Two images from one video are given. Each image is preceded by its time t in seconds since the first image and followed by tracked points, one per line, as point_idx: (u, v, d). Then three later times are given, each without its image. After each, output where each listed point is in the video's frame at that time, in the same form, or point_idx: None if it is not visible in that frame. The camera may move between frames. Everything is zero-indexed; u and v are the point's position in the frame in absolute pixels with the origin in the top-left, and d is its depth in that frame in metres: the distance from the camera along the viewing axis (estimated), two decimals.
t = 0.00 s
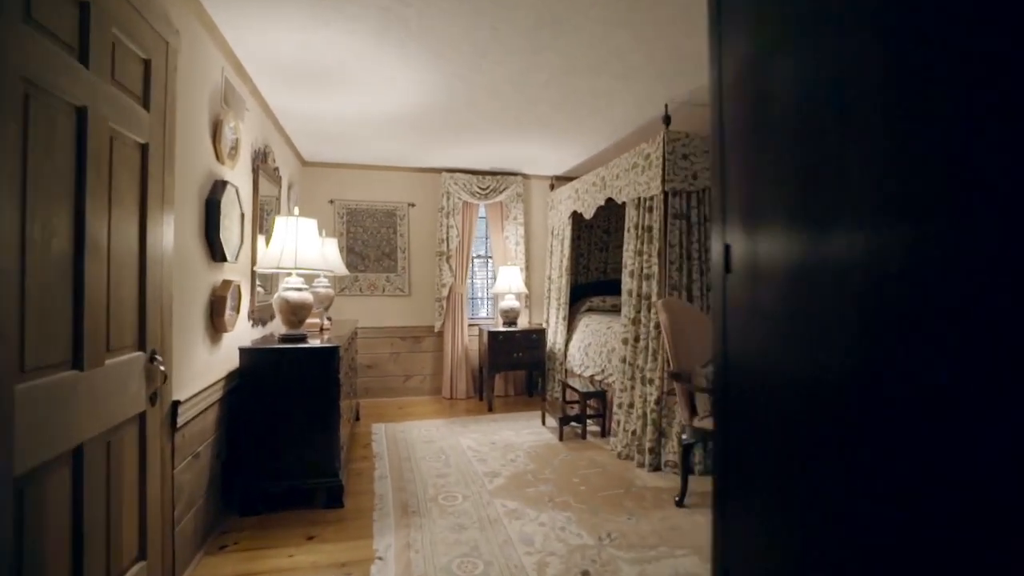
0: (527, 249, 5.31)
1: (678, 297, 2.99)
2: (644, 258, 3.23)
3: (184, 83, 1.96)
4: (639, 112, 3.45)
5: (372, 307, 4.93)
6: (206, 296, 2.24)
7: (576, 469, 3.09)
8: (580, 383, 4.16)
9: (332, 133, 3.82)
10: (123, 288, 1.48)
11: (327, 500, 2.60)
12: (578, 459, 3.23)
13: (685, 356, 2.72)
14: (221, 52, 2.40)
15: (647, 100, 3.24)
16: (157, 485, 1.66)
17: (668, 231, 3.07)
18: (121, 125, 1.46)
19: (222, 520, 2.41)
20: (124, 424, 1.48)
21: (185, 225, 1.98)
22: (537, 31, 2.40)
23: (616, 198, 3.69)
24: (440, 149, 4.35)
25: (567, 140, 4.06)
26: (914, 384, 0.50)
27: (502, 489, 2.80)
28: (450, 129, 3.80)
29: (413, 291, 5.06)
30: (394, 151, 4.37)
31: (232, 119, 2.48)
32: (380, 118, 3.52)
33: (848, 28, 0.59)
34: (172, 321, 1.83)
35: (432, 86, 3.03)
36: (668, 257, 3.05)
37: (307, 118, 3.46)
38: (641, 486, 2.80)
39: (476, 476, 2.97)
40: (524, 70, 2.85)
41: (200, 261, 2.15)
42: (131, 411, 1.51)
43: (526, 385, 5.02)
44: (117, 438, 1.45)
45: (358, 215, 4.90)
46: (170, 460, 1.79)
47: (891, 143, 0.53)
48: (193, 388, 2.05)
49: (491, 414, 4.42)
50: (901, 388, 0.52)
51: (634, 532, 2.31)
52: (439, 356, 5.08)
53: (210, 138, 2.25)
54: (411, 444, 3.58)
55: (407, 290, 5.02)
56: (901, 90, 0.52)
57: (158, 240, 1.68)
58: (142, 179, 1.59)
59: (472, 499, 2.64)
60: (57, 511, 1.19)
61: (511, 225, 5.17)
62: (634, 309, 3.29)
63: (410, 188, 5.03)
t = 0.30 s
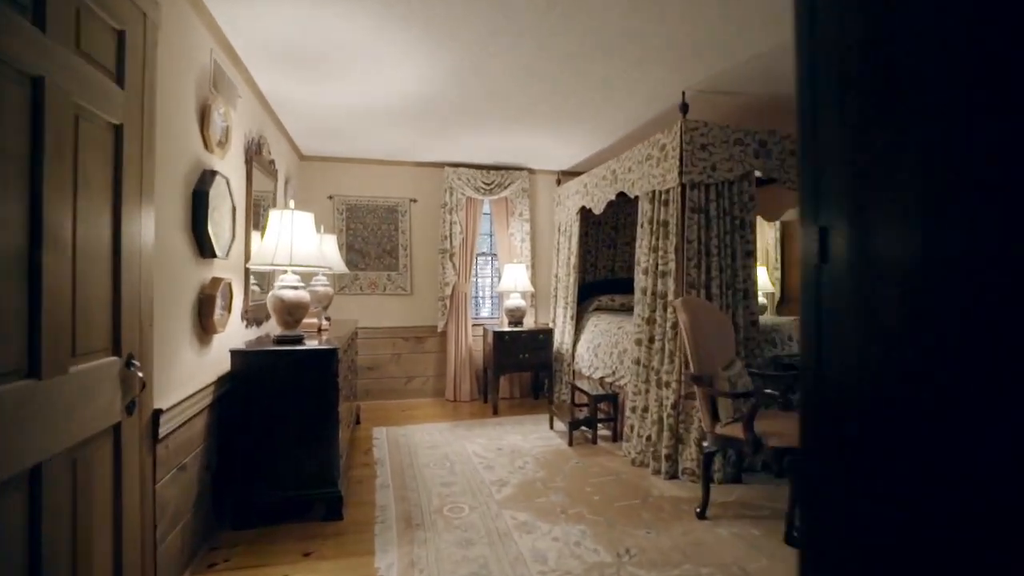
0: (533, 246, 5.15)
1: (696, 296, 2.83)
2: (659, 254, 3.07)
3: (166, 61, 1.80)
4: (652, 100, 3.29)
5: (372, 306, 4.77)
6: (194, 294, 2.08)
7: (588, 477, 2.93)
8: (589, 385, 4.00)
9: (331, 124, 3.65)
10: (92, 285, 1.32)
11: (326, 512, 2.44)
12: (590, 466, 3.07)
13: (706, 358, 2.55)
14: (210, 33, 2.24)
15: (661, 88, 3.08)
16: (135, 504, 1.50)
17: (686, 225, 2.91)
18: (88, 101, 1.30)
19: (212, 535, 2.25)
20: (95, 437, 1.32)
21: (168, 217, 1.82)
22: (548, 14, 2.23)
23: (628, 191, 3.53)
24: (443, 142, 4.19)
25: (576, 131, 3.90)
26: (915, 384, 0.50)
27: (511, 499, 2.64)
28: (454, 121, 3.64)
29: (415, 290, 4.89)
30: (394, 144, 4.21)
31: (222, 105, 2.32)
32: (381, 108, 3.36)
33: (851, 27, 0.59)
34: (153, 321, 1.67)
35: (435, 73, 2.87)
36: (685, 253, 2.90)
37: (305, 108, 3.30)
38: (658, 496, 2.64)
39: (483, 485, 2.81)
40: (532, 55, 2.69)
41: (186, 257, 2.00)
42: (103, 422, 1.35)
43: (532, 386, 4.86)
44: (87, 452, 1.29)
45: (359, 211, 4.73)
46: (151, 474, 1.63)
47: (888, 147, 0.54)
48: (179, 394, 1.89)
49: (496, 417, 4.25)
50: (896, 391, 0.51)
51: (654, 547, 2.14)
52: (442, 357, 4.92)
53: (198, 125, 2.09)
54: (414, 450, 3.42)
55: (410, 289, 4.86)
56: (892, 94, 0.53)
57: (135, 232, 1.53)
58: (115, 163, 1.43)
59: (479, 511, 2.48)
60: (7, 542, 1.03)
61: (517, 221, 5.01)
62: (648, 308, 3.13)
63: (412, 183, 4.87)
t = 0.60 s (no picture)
0: (537, 246, 4.96)
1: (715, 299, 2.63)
2: (675, 254, 2.87)
3: (135, 37, 1.60)
4: (667, 91, 3.09)
5: (370, 308, 4.58)
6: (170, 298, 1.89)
7: (599, 493, 2.74)
8: (597, 391, 3.82)
9: (324, 116, 3.46)
10: (35, 291, 1.13)
11: (315, 535, 2.25)
12: (601, 481, 2.87)
13: (729, 367, 2.35)
14: (190, 12, 2.04)
15: (677, 78, 2.88)
16: (89, 542, 1.30)
17: (704, 223, 2.71)
18: (31, 74, 1.10)
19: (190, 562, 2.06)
20: (36, 469, 1.12)
21: (138, 212, 1.63)
22: None
23: (639, 187, 3.34)
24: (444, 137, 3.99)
25: (583, 125, 3.70)
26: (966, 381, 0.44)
27: (517, 519, 2.45)
28: (455, 113, 3.45)
29: (414, 291, 4.70)
30: (392, 138, 4.01)
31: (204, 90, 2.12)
32: (378, 99, 3.17)
33: None
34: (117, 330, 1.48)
35: (436, 61, 2.68)
36: (704, 252, 2.70)
37: (297, 98, 3.10)
38: (676, 515, 2.45)
39: (486, 502, 2.62)
40: (539, 42, 2.49)
41: (160, 257, 1.81)
42: (47, 451, 1.15)
43: (536, 392, 4.67)
44: (26, 488, 1.09)
45: (355, 209, 4.54)
46: (112, 504, 1.44)
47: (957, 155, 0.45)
48: (151, 410, 1.70)
49: (499, 425, 4.06)
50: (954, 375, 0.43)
51: None
52: (443, 361, 4.73)
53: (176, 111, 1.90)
54: (413, 462, 3.22)
55: (409, 290, 4.67)
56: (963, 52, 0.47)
57: (94, 229, 1.33)
58: (68, 148, 1.24)
59: (483, 533, 2.29)
60: None
61: (520, 220, 4.82)
62: (662, 311, 2.93)
63: (411, 179, 4.67)
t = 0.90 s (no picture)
0: (539, 250, 4.80)
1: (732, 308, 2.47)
2: (688, 259, 2.71)
3: (92, 16, 1.42)
4: (678, 87, 2.93)
5: (366, 315, 4.41)
6: (139, 308, 1.71)
7: (608, 515, 2.56)
8: (602, 403, 3.65)
9: (318, 114, 3.30)
10: None
11: (300, 566, 2.06)
12: (609, 502, 2.69)
13: (751, 383, 2.17)
14: None
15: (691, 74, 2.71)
16: None
17: (720, 226, 2.55)
18: None
19: None
20: None
21: (96, 213, 1.45)
22: None
23: (648, 189, 3.18)
24: (443, 136, 3.83)
25: (589, 124, 3.54)
26: None
27: (521, 545, 2.27)
28: (456, 111, 3.28)
29: (412, 297, 4.53)
30: (389, 137, 3.85)
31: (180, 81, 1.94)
32: (373, 95, 3.00)
33: None
34: (66, 347, 1.29)
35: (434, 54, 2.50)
36: (719, 258, 2.54)
37: (288, 93, 2.94)
38: (692, 542, 2.27)
39: (487, 526, 2.44)
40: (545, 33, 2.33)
41: (127, 263, 1.64)
42: None
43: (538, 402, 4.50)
44: None
45: (351, 211, 4.37)
46: (61, 548, 1.26)
47: None
48: (112, 435, 1.52)
49: (500, 437, 3.88)
50: None
51: None
52: (441, 369, 4.55)
53: (145, 102, 1.72)
54: (409, 479, 3.04)
55: (406, 296, 4.50)
56: None
57: (36, 232, 1.15)
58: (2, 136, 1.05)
59: (484, 563, 2.11)
60: None
61: (522, 223, 4.66)
62: (674, 320, 2.77)
63: (409, 181, 4.51)
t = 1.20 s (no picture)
0: (543, 247, 4.63)
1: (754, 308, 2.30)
2: (705, 256, 2.55)
3: None
4: (693, 74, 2.76)
5: (363, 314, 4.25)
6: (106, 309, 1.54)
7: (620, 529, 2.39)
8: (610, 407, 3.50)
9: (311, 103, 3.13)
10: None
11: None
12: (621, 514, 2.53)
13: (779, 390, 2.00)
14: None
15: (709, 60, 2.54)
16: None
17: (740, 220, 2.38)
18: None
19: None
20: None
21: (48, 200, 1.27)
22: None
23: (660, 182, 3.02)
24: (443, 127, 3.66)
25: (597, 114, 3.37)
26: None
27: (528, 563, 2.10)
28: (457, 100, 3.11)
29: (411, 296, 4.37)
30: (387, 128, 3.68)
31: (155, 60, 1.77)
32: (369, 82, 2.83)
33: None
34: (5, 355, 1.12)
35: (434, 35, 2.33)
36: (739, 255, 2.38)
37: (279, 80, 2.77)
38: (713, 561, 2.10)
39: (491, 541, 2.28)
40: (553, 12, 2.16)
41: (90, 259, 1.46)
42: None
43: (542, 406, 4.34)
44: None
45: (347, 207, 4.21)
46: None
47: None
48: (68, 452, 1.35)
49: (503, 443, 3.72)
50: None
51: None
52: (442, 371, 4.39)
53: (113, 79, 1.55)
54: (408, 488, 2.88)
55: (405, 295, 4.33)
56: None
57: None
58: None
59: None
60: None
61: (525, 219, 4.50)
62: (689, 321, 2.62)
63: (408, 175, 4.34)
